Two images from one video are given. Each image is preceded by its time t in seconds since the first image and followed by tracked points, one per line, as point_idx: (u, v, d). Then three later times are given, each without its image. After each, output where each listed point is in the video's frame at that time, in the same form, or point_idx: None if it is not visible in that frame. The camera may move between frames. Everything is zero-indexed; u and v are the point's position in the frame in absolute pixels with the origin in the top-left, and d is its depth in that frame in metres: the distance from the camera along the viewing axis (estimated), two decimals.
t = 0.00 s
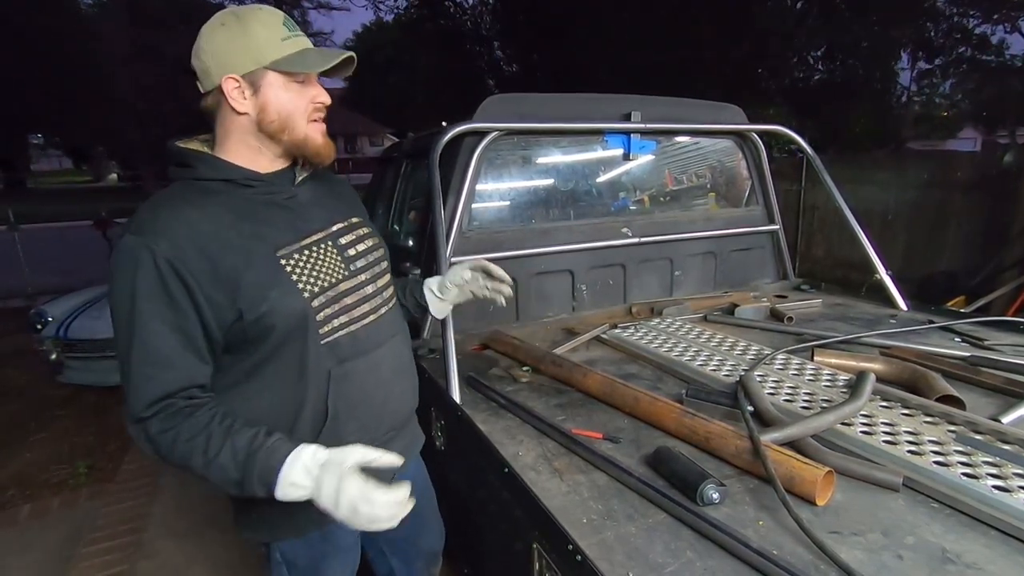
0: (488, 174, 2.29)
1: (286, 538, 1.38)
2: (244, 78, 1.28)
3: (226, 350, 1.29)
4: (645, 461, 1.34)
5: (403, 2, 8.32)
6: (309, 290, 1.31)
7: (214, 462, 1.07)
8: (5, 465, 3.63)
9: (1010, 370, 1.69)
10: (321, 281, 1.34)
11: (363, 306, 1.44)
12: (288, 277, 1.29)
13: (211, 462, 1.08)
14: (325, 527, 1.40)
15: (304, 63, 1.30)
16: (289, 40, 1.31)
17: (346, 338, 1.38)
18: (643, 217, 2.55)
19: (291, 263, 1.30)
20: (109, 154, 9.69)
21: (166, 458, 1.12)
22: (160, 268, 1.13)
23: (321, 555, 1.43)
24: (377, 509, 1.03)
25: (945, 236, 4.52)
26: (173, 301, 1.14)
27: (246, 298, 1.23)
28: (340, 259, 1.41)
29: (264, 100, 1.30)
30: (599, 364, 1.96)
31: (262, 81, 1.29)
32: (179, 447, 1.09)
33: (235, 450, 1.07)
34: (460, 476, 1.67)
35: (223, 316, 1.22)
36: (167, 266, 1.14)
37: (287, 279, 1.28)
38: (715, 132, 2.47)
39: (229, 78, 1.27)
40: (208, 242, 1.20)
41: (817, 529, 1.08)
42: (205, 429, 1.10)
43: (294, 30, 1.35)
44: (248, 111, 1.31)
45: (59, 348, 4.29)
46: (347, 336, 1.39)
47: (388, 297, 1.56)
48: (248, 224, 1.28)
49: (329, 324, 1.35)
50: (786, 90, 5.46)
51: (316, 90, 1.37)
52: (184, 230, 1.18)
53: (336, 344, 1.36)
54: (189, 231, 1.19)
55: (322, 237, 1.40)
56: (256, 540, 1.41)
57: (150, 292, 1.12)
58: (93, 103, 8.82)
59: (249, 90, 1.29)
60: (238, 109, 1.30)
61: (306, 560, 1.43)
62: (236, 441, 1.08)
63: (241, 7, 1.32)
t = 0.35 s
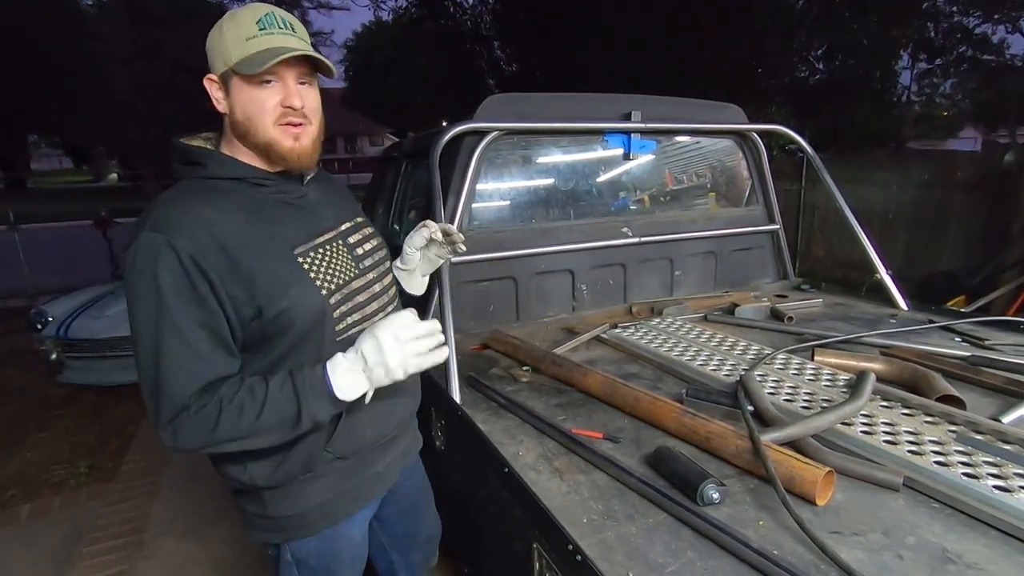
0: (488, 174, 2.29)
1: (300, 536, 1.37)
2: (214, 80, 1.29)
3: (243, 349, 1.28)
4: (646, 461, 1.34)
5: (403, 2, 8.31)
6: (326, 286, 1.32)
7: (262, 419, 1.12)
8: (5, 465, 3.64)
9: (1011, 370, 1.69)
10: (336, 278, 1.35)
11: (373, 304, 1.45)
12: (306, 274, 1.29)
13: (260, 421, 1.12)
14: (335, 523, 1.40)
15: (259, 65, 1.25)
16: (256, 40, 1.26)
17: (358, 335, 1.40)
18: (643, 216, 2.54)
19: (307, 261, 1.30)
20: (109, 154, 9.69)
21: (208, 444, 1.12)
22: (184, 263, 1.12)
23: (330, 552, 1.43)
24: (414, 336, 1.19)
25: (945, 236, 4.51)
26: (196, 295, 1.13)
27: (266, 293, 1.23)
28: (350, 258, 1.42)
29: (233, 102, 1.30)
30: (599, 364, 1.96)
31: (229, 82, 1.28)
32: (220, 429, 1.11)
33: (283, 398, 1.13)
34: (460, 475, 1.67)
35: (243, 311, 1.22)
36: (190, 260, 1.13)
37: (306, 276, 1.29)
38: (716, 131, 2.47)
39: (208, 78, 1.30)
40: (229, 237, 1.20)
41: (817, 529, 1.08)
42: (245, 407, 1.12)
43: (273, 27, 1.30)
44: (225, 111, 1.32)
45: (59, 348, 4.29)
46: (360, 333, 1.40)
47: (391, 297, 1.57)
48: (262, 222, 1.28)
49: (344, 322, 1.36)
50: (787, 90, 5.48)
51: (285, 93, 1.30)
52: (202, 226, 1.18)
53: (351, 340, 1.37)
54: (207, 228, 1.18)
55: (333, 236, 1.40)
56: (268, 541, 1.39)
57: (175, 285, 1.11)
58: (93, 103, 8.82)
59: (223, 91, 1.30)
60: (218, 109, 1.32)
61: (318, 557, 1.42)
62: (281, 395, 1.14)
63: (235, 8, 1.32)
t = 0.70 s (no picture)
0: (488, 174, 2.29)
1: (294, 540, 1.37)
2: (226, 80, 1.28)
3: (239, 350, 1.28)
4: (645, 460, 1.34)
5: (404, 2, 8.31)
6: (323, 291, 1.32)
7: (256, 432, 1.12)
8: (6, 465, 3.64)
9: (1011, 369, 1.69)
10: (334, 283, 1.35)
11: (372, 308, 1.45)
12: (304, 278, 1.29)
13: (252, 433, 1.12)
14: (332, 527, 1.40)
15: (274, 68, 1.24)
16: (271, 42, 1.26)
17: (356, 340, 1.40)
18: (643, 216, 2.54)
19: (305, 265, 1.30)
20: (109, 155, 9.69)
21: (201, 445, 1.12)
22: (179, 262, 1.12)
23: (327, 554, 1.43)
24: (421, 374, 1.18)
25: (945, 236, 4.50)
26: (191, 295, 1.13)
27: (262, 295, 1.22)
28: (350, 261, 1.42)
29: (243, 104, 1.29)
30: (599, 363, 1.96)
31: (241, 84, 1.27)
32: (210, 436, 1.11)
33: (273, 413, 1.13)
34: (460, 476, 1.67)
35: (239, 312, 1.22)
36: (185, 260, 1.13)
37: (303, 279, 1.28)
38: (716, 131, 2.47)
39: (218, 79, 1.28)
40: (226, 238, 1.19)
41: (817, 529, 1.08)
42: (238, 411, 1.12)
43: (288, 29, 1.29)
44: (235, 112, 1.31)
45: (59, 349, 4.29)
46: (357, 339, 1.41)
47: (392, 301, 1.57)
48: (262, 223, 1.27)
49: (341, 327, 1.36)
50: (788, 89, 5.49)
51: (299, 95, 1.30)
52: (200, 225, 1.17)
53: (347, 346, 1.38)
54: (204, 227, 1.17)
55: (333, 239, 1.40)
56: (264, 543, 1.39)
57: (170, 286, 1.11)
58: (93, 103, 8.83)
59: (233, 92, 1.29)
60: (227, 110, 1.31)
61: (314, 559, 1.42)
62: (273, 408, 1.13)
63: (248, 7, 1.31)
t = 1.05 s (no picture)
0: (488, 174, 2.29)
1: (296, 537, 1.38)
2: (289, 84, 1.26)
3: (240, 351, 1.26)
4: (647, 459, 1.34)
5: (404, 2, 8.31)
6: (330, 296, 1.32)
7: (244, 469, 1.12)
8: (7, 465, 3.64)
9: (1013, 369, 1.69)
10: (342, 286, 1.35)
11: (376, 311, 1.46)
12: (311, 280, 1.29)
13: (242, 470, 1.12)
14: (333, 525, 1.42)
15: (352, 78, 1.31)
16: (337, 52, 1.32)
17: (360, 344, 1.41)
18: (644, 215, 2.54)
19: (314, 269, 1.30)
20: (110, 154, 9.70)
21: (186, 462, 1.11)
22: (189, 267, 1.10)
23: (327, 551, 1.44)
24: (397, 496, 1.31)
25: (946, 236, 4.49)
26: (199, 300, 1.11)
27: (270, 300, 1.21)
28: (357, 263, 1.42)
29: (305, 107, 1.29)
30: (600, 363, 1.97)
31: (306, 88, 1.28)
32: (204, 457, 1.10)
33: (267, 459, 1.14)
34: (461, 476, 1.68)
35: (246, 316, 1.20)
36: (194, 265, 1.11)
37: (311, 284, 1.28)
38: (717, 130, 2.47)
39: (276, 81, 1.25)
40: (234, 243, 1.18)
41: (819, 529, 1.08)
42: (232, 440, 1.12)
43: (340, 39, 1.36)
44: (286, 116, 1.29)
45: (60, 348, 4.30)
46: (362, 342, 1.41)
47: (396, 303, 1.58)
48: (272, 227, 1.26)
49: (347, 331, 1.37)
50: (789, 88, 5.50)
51: (354, 103, 1.38)
52: (209, 228, 1.15)
53: (351, 349, 1.38)
54: (213, 230, 1.15)
55: (340, 242, 1.40)
56: (262, 540, 1.39)
57: (177, 290, 1.09)
58: (95, 103, 8.84)
59: (292, 95, 1.28)
60: (277, 112, 1.28)
61: (315, 558, 1.43)
62: (265, 456, 1.14)
63: (287, 6, 1.29)
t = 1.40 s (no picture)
0: (489, 174, 2.29)
1: (308, 533, 1.38)
2: (302, 79, 1.26)
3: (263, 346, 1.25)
4: (648, 459, 1.34)
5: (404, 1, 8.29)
6: (352, 287, 1.33)
7: (279, 465, 1.14)
8: (6, 464, 3.64)
9: (1014, 369, 1.69)
10: (358, 280, 1.36)
11: (386, 304, 1.47)
12: (336, 274, 1.30)
13: (277, 465, 1.13)
14: (345, 521, 1.43)
15: (359, 72, 1.33)
16: (341, 47, 1.34)
17: (377, 333, 1.43)
18: (644, 215, 2.54)
19: (334, 261, 1.31)
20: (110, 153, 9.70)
21: (222, 461, 1.10)
22: (221, 264, 1.09)
23: (341, 546, 1.44)
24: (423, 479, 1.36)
25: (947, 236, 4.49)
26: (231, 297, 1.10)
27: (300, 294, 1.22)
28: (367, 259, 1.43)
29: (317, 102, 1.30)
30: (601, 363, 1.96)
31: (317, 83, 1.29)
32: (240, 455, 1.10)
33: (300, 453, 1.16)
34: (462, 475, 1.67)
35: (274, 311, 1.20)
36: (226, 262, 1.10)
37: (335, 277, 1.29)
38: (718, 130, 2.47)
39: (289, 77, 1.25)
40: (263, 237, 1.18)
41: (821, 529, 1.08)
42: (266, 437, 1.13)
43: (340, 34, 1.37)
44: (298, 111, 1.29)
45: (60, 348, 4.30)
46: (378, 332, 1.43)
47: (399, 299, 1.58)
48: (294, 221, 1.26)
49: (366, 321, 1.38)
50: (790, 88, 5.49)
51: (357, 96, 1.40)
52: (237, 224, 1.14)
53: (370, 339, 1.40)
54: (240, 225, 1.15)
55: (352, 237, 1.40)
56: (275, 537, 1.38)
57: (211, 288, 1.08)
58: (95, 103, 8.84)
59: (304, 91, 1.28)
60: (289, 108, 1.27)
61: (328, 553, 1.43)
62: (300, 450, 1.16)
63: (289, 2, 1.29)
